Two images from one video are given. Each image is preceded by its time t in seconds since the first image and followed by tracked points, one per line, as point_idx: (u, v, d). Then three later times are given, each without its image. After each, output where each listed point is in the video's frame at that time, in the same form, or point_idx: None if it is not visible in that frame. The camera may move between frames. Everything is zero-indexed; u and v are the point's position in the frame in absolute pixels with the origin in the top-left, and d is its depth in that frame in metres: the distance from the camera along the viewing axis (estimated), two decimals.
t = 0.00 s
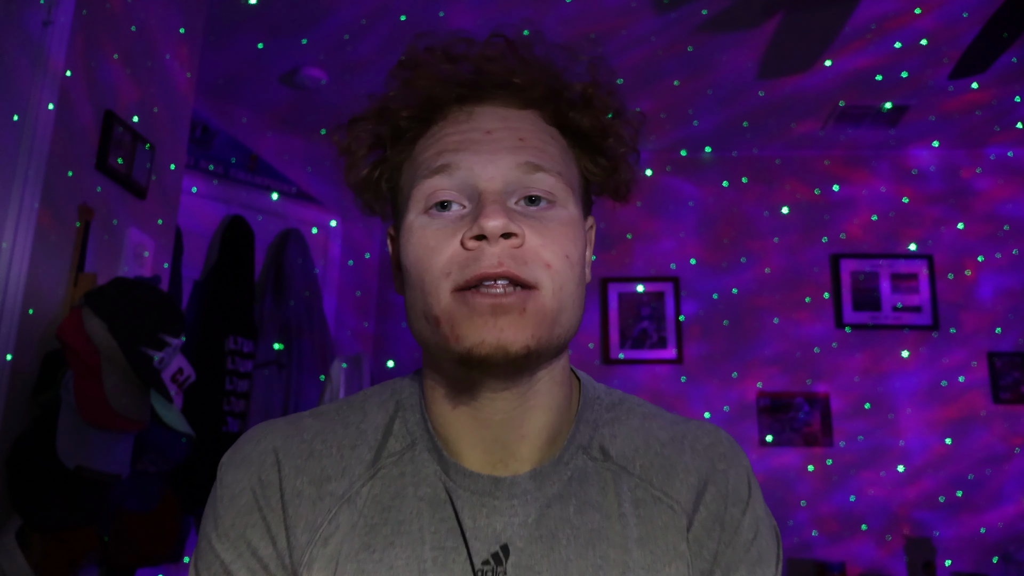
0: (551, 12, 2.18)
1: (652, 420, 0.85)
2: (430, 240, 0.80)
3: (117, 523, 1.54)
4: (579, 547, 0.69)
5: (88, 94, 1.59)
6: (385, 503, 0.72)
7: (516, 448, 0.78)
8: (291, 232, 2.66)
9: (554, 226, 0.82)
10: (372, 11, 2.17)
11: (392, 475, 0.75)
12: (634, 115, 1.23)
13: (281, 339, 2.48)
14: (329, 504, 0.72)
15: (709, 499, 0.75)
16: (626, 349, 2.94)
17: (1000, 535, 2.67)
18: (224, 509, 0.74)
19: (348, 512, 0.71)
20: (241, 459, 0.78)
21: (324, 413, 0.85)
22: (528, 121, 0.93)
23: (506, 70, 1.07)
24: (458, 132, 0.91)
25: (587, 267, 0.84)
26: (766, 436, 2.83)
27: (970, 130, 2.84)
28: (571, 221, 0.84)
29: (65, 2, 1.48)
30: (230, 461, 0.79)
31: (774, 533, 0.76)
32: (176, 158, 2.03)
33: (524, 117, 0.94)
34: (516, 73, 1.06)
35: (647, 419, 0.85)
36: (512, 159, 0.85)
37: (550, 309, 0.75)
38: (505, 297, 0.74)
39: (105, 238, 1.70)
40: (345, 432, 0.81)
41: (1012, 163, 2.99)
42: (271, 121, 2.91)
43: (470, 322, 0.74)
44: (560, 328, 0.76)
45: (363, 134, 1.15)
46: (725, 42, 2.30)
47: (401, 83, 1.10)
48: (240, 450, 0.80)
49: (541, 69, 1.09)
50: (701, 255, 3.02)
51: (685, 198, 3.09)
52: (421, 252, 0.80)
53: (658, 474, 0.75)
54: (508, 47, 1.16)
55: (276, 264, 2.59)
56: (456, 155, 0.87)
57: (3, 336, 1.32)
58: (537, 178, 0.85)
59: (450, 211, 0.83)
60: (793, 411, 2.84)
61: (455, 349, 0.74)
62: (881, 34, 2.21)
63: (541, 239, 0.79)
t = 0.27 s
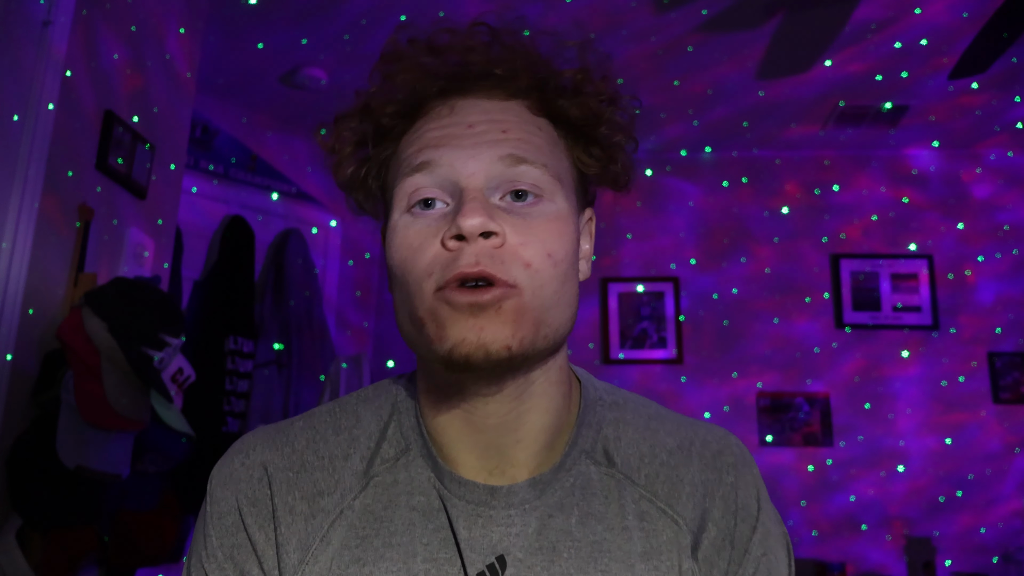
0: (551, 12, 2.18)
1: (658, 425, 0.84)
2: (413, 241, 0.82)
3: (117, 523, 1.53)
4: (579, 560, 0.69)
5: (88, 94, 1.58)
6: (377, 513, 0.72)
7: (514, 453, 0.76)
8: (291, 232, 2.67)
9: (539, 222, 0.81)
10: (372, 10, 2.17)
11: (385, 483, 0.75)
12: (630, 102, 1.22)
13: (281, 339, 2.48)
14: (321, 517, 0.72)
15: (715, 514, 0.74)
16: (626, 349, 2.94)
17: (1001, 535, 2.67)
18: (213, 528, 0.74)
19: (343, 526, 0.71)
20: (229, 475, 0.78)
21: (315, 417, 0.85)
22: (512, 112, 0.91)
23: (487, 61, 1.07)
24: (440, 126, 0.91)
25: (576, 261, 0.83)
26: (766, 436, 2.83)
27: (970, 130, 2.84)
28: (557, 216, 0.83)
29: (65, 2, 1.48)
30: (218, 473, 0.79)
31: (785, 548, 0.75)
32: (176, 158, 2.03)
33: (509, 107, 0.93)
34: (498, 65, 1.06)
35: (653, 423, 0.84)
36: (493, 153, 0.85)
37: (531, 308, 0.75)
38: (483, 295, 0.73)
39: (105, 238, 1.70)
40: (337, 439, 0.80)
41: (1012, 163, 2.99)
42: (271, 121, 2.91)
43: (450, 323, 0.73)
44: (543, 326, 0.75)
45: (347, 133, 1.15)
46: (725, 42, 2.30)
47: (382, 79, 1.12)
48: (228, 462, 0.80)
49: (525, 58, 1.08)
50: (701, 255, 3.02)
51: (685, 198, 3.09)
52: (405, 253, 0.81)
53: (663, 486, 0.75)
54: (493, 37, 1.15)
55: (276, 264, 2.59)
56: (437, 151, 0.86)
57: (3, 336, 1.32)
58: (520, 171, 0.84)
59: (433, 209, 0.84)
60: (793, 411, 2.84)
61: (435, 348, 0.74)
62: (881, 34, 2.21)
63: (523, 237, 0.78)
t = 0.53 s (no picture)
0: (550, 12, 2.18)
1: (669, 429, 0.84)
2: (423, 235, 0.80)
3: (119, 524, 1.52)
4: (587, 559, 0.69)
5: (88, 94, 1.58)
6: (383, 502, 0.72)
7: (516, 450, 0.76)
8: (291, 232, 2.66)
9: (549, 231, 0.79)
10: (372, 10, 2.17)
11: (391, 475, 0.75)
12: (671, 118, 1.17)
13: (281, 339, 2.48)
14: (322, 503, 0.72)
15: (725, 518, 0.74)
16: (626, 348, 2.94)
17: (1001, 535, 2.67)
18: (219, 505, 0.74)
19: (345, 514, 0.71)
20: (239, 456, 0.78)
21: (328, 407, 0.85)
22: (540, 117, 0.89)
23: (518, 61, 1.02)
24: (466, 124, 0.89)
25: (583, 274, 0.80)
26: (766, 436, 2.83)
27: (970, 130, 2.84)
28: (568, 227, 0.80)
29: (65, 2, 1.47)
30: (231, 457, 0.79)
31: (794, 556, 0.75)
32: (176, 158, 2.03)
33: (537, 112, 0.90)
34: (527, 68, 1.00)
35: (665, 427, 0.84)
36: (511, 155, 0.82)
37: (530, 317, 0.72)
38: (480, 300, 0.72)
39: (104, 238, 1.70)
40: (347, 429, 0.80)
41: (1012, 163, 2.99)
42: (271, 122, 2.91)
43: (445, 323, 0.71)
44: (542, 337, 0.73)
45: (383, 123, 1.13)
46: (726, 42, 2.29)
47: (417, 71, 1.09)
48: (242, 446, 0.80)
49: (560, 63, 1.03)
50: (701, 255, 3.02)
51: (685, 198, 3.09)
52: (413, 245, 0.80)
53: (675, 489, 0.75)
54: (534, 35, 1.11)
55: (276, 265, 2.59)
56: (458, 149, 0.85)
57: (3, 337, 1.32)
58: (536, 177, 0.82)
59: (447, 206, 0.82)
60: (793, 411, 2.84)
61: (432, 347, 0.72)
62: (881, 35, 2.21)
63: (529, 244, 0.76)
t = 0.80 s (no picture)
0: (550, 12, 2.18)
1: (680, 437, 0.84)
2: (461, 241, 0.77)
3: (120, 526, 1.55)
4: (601, 563, 0.69)
5: (88, 94, 1.58)
6: (397, 504, 0.72)
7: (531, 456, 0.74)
8: (291, 232, 2.67)
9: (588, 254, 0.77)
10: (371, 10, 2.17)
11: (405, 477, 0.74)
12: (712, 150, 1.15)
13: (281, 339, 2.50)
14: (336, 503, 0.72)
15: (734, 527, 0.75)
16: (626, 348, 2.94)
17: (1000, 535, 2.67)
18: (231, 502, 0.73)
19: (357, 515, 0.71)
20: (252, 453, 0.77)
21: (341, 406, 0.83)
22: (592, 137, 0.86)
23: (580, 79, 0.98)
24: (516, 134, 0.86)
25: (615, 300, 0.79)
26: (766, 436, 2.83)
27: (970, 130, 2.84)
28: (608, 251, 0.79)
29: (65, 2, 1.47)
30: (244, 453, 0.78)
31: (799, 566, 0.77)
32: (176, 158, 2.03)
33: (590, 131, 0.87)
34: (586, 88, 0.96)
35: (675, 434, 0.84)
36: (560, 175, 0.80)
37: (563, 340, 0.71)
38: (516, 319, 0.70)
39: (104, 238, 1.70)
40: (360, 429, 0.79)
41: (1012, 163, 2.99)
42: (272, 122, 2.92)
43: (480, 339, 0.70)
44: (570, 359, 0.72)
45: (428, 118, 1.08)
46: (726, 42, 2.29)
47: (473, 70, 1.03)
48: (255, 442, 0.79)
49: (616, 86, 0.99)
50: (701, 255, 3.02)
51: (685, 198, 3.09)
52: (449, 250, 0.77)
53: (686, 497, 0.75)
54: (592, 55, 1.08)
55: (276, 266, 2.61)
56: (506, 160, 0.82)
57: (3, 337, 1.32)
58: (582, 200, 0.80)
59: (489, 215, 0.80)
60: (793, 411, 2.84)
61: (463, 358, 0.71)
62: (881, 35, 2.21)
63: (568, 267, 0.75)
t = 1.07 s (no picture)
0: (550, 12, 2.18)
1: (689, 438, 0.84)
2: (481, 240, 0.79)
3: (119, 525, 1.55)
4: (606, 561, 0.69)
5: (89, 94, 1.59)
6: (405, 497, 0.72)
7: (541, 452, 0.76)
8: (291, 232, 2.67)
9: (607, 253, 0.80)
10: (371, 10, 2.18)
11: (414, 471, 0.74)
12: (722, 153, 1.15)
13: (281, 339, 2.49)
14: (344, 493, 0.72)
15: (742, 528, 0.74)
16: (626, 349, 2.95)
17: (1000, 535, 2.68)
18: (244, 492, 0.74)
19: (366, 505, 0.71)
20: (268, 445, 0.79)
21: (356, 405, 0.85)
22: (609, 139, 0.88)
23: (598, 82, 0.99)
24: (534, 136, 0.87)
25: (632, 298, 0.82)
26: (766, 436, 2.83)
27: (969, 130, 2.84)
28: (626, 251, 0.82)
29: (65, 2, 1.48)
30: (259, 444, 0.79)
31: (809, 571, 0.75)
32: (176, 158, 2.03)
33: (607, 133, 0.89)
34: (604, 90, 0.97)
35: (684, 435, 0.84)
36: (580, 177, 0.82)
37: (582, 336, 0.74)
38: (538, 316, 0.73)
39: (105, 237, 1.70)
40: (372, 424, 0.80)
41: (1012, 163, 2.99)
42: (272, 122, 2.92)
43: (501, 334, 0.72)
44: (591, 355, 0.75)
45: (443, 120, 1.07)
46: (725, 43, 2.30)
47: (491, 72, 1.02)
48: (270, 434, 0.80)
49: (630, 89, 1.00)
50: (701, 255, 3.02)
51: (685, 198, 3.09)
52: (470, 249, 0.79)
53: (694, 497, 0.75)
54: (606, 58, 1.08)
55: (276, 265, 2.61)
56: (526, 161, 0.84)
57: (4, 337, 1.32)
58: (601, 201, 0.83)
59: (510, 216, 0.82)
60: (793, 411, 2.84)
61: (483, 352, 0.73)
62: (880, 35, 2.22)
63: (589, 265, 0.77)
